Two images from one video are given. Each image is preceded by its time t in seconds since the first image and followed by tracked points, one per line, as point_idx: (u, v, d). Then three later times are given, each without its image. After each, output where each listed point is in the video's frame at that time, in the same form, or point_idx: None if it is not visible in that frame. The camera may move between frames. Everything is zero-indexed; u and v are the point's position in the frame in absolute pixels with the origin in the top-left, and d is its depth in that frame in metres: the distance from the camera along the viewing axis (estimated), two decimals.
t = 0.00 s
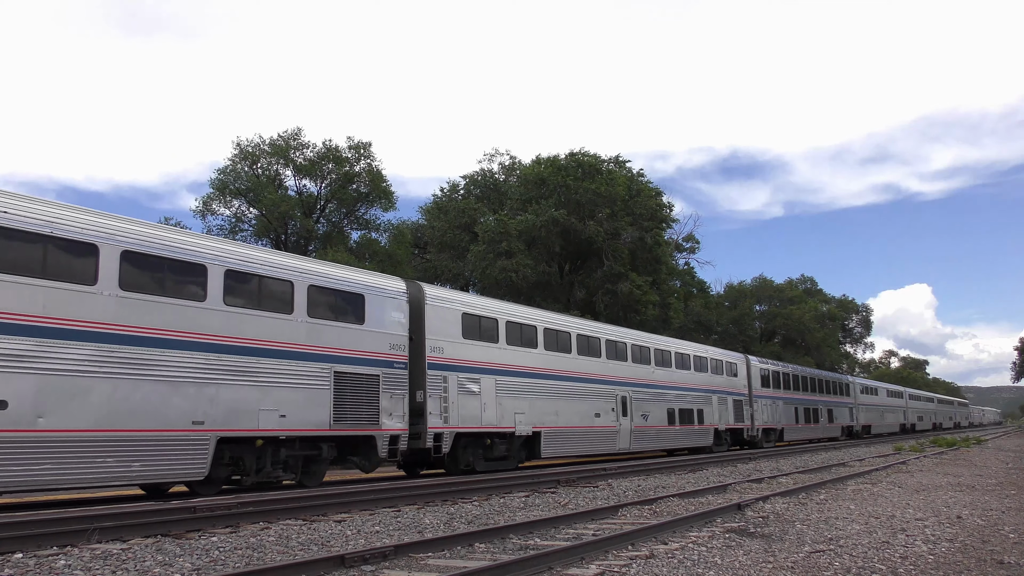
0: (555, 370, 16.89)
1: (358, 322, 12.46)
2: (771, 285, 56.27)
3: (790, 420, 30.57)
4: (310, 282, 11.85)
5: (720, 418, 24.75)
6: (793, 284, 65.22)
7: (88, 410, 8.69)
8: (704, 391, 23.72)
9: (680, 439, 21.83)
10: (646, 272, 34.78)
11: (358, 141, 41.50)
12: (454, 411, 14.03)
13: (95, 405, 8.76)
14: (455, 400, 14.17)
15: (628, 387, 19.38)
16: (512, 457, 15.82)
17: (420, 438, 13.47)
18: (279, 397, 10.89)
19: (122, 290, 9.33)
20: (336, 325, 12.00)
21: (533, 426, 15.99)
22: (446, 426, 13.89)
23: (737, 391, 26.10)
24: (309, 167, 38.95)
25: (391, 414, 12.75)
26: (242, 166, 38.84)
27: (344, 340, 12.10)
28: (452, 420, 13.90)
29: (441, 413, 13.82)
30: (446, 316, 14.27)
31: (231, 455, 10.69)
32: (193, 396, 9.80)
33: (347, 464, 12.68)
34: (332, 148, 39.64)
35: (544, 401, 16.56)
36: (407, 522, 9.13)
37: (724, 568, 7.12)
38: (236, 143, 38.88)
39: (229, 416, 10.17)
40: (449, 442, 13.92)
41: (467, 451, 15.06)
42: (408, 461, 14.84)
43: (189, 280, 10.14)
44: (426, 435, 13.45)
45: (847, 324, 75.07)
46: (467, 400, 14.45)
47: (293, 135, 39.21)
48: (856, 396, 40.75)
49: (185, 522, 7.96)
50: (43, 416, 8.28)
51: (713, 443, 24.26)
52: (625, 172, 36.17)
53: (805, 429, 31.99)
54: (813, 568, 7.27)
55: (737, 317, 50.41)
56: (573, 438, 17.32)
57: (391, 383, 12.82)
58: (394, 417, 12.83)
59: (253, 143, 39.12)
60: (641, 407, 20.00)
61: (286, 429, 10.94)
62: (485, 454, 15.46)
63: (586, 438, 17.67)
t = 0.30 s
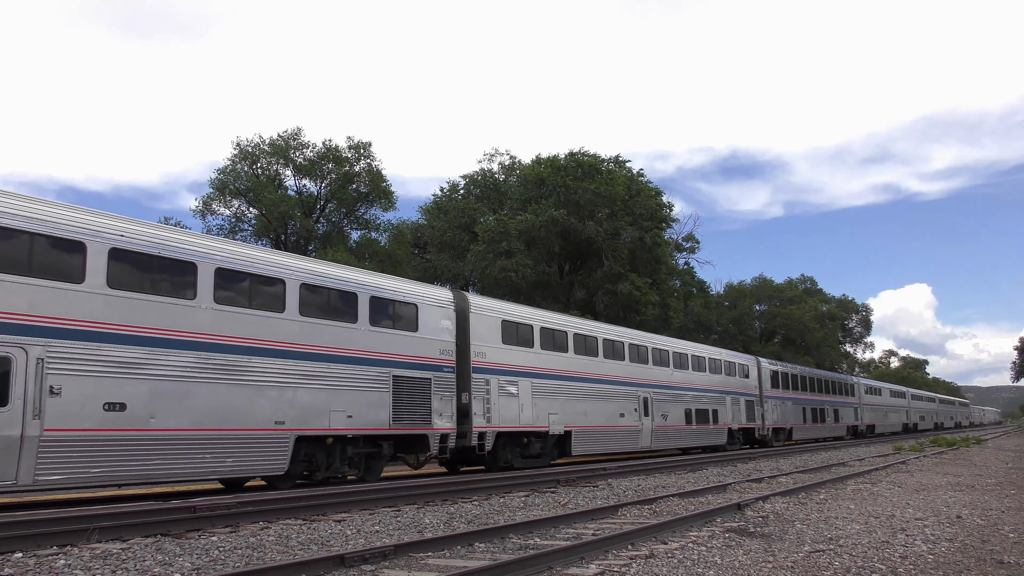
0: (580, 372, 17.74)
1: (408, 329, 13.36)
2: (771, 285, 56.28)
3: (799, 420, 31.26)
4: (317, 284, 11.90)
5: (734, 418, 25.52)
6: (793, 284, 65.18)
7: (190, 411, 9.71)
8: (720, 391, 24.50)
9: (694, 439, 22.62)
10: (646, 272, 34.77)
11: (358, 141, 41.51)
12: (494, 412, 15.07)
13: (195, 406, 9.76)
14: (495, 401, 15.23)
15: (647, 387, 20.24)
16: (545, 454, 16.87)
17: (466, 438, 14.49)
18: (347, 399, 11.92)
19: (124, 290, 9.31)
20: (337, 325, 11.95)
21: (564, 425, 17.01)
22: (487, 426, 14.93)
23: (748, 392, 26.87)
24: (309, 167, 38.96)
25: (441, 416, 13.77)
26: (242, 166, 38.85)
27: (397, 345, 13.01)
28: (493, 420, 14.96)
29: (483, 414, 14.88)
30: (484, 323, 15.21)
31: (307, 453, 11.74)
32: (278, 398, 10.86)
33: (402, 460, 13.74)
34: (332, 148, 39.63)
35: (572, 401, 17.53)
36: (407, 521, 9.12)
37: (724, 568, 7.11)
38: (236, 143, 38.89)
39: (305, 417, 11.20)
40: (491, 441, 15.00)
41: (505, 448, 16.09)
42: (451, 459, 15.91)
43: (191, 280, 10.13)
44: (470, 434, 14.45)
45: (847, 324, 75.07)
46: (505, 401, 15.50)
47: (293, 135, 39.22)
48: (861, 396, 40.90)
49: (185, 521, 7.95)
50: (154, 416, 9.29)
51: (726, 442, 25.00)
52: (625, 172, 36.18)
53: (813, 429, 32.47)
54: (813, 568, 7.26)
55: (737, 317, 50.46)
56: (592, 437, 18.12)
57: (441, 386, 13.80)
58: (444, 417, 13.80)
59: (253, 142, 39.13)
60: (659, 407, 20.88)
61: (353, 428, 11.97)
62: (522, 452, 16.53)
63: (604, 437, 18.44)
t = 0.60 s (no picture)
0: (603, 374, 18.52)
1: (452, 335, 14.30)
2: (771, 285, 56.25)
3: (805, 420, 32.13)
4: (320, 284, 11.89)
5: (746, 418, 26.61)
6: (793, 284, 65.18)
7: (276, 412, 10.76)
8: (728, 392, 25.43)
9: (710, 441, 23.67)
10: (646, 272, 34.77)
11: (358, 141, 41.51)
12: (531, 412, 15.92)
13: (279, 408, 10.81)
14: (532, 402, 16.09)
15: (666, 388, 21.15)
16: (576, 453, 17.71)
17: (506, 437, 15.34)
18: (409, 402, 13.01)
19: (124, 290, 9.32)
20: (337, 324, 11.91)
21: (593, 424, 17.86)
22: (526, 426, 15.83)
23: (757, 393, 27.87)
24: (309, 167, 38.98)
25: (486, 416, 14.80)
26: (242, 166, 38.85)
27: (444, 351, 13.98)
28: (530, 420, 15.81)
29: (522, 414, 15.73)
30: (521, 330, 16.05)
31: (370, 451, 12.75)
32: (351, 400, 11.97)
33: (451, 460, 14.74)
34: (332, 148, 39.65)
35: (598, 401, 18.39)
36: (407, 522, 9.13)
37: (724, 568, 7.12)
38: (236, 144, 38.90)
39: (372, 418, 12.25)
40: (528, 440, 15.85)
41: (541, 447, 17.02)
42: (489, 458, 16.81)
43: (190, 280, 10.10)
44: (512, 433, 15.37)
45: (847, 324, 75.07)
46: (540, 402, 16.34)
47: (294, 135, 39.25)
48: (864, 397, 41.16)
49: (186, 522, 7.96)
50: (246, 417, 10.35)
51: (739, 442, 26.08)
52: (625, 172, 36.20)
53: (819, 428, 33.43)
54: (813, 568, 7.27)
55: (737, 317, 50.49)
56: (620, 435, 19.04)
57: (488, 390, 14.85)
58: (488, 418, 14.82)
59: (253, 143, 39.14)
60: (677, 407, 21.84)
61: (410, 429, 12.98)
62: (556, 451, 17.38)
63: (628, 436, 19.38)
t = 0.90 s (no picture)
0: (626, 377, 19.41)
1: (491, 340, 15.29)
2: (771, 285, 56.22)
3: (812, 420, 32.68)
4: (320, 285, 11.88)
5: (757, 419, 27.36)
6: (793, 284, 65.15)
7: (346, 413, 11.84)
8: (739, 394, 26.21)
9: (722, 441, 24.45)
10: (646, 272, 34.77)
11: (358, 141, 41.50)
12: (563, 412, 16.89)
13: (348, 409, 11.85)
14: (563, 403, 17.06)
15: (685, 390, 22.05)
16: (603, 451, 18.66)
17: (541, 436, 16.33)
18: (457, 403, 14.12)
19: (124, 291, 9.31)
20: (337, 325, 11.91)
21: (618, 425, 18.81)
22: (559, 426, 16.80)
23: (767, 394, 28.43)
24: (309, 167, 38.98)
25: (524, 416, 15.82)
26: (242, 166, 38.83)
27: (485, 356, 15.02)
28: (562, 421, 16.76)
29: (555, 415, 16.71)
30: (553, 336, 17.00)
31: (423, 450, 13.74)
32: (407, 402, 13.02)
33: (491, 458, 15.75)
34: (332, 148, 39.66)
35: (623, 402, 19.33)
36: (407, 522, 9.13)
37: (724, 568, 7.12)
38: (236, 144, 38.90)
39: (426, 418, 13.31)
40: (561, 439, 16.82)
41: (572, 446, 17.97)
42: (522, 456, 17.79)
43: (189, 280, 10.09)
44: (547, 433, 16.36)
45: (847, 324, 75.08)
46: (570, 403, 17.30)
47: (294, 135, 39.26)
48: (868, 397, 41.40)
49: (186, 522, 7.96)
50: (321, 418, 11.39)
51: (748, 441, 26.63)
52: (625, 172, 36.19)
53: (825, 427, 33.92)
54: (813, 568, 7.27)
55: (737, 317, 50.51)
56: (642, 434, 19.94)
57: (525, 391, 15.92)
58: (526, 418, 15.85)
59: (253, 143, 39.14)
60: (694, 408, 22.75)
61: (459, 428, 14.03)
62: (585, 450, 18.36)
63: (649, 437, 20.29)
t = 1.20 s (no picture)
0: (648, 379, 20.19)
1: (528, 345, 16.14)
2: (771, 285, 56.21)
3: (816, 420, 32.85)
4: (319, 284, 11.85)
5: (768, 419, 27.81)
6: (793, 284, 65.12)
7: (405, 414, 12.84)
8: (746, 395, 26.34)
9: (732, 440, 24.77)
10: (646, 273, 34.76)
11: (358, 141, 41.50)
12: (593, 413, 17.79)
13: (406, 410, 12.84)
14: (592, 404, 17.96)
15: (704, 392, 22.85)
16: (628, 449, 19.57)
17: (572, 435, 17.25)
18: (500, 404, 15.06)
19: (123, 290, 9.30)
20: (337, 325, 11.89)
21: (641, 424, 19.66)
22: (589, 426, 17.69)
23: (778, 394, 28.81)
24: (309, 167, 39.00)
25: (558, 417, 16.79)
26: (242, 166, 38.85)
27: (522, 359, 15.84)
28: (591, 421, 17.64)
29: (586, 415, 17.62)
30: (584, 341, 17.85)
31: (469, 448, 14.78)
32: (456, 402, 14.02)
33: (527, 456, 16.70)
34: (332, 148, 39.69)
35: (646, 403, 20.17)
36: (408, 522, 9.15)
37: (724, 568, 7.12)
38: (236, 144, 38.91)
39: (472, 418, 14.32)
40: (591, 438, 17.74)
41: (599, 445, 18.95)
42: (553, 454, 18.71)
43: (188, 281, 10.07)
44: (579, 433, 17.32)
45: (847, 324, 75.07)
46: (598, 404, 18.16)
47: (294, 135, 39.28)
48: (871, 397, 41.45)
49: (186, 522, 7.96)
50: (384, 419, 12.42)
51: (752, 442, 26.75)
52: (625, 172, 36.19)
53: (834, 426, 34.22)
54: (814, 568, 7.27)
55: (737, 318, 50.52)
56: (663, 434, 20.78)
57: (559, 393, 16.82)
58: (560, 419, 16.81)
59: (253, 143, 39.15)
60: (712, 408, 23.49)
61: (501, 428, 15.04)
62: (612, 448, 19.27)
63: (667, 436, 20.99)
